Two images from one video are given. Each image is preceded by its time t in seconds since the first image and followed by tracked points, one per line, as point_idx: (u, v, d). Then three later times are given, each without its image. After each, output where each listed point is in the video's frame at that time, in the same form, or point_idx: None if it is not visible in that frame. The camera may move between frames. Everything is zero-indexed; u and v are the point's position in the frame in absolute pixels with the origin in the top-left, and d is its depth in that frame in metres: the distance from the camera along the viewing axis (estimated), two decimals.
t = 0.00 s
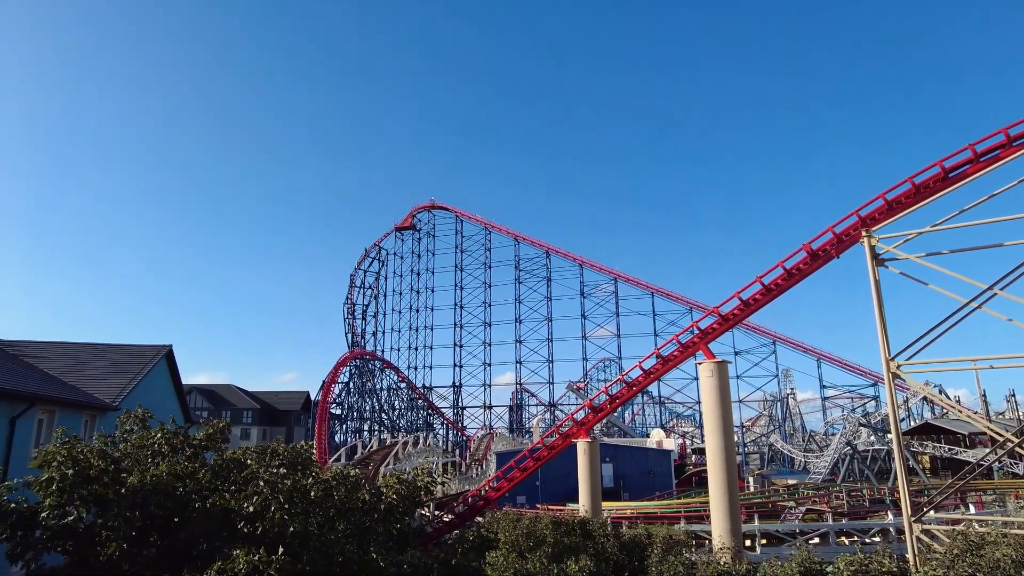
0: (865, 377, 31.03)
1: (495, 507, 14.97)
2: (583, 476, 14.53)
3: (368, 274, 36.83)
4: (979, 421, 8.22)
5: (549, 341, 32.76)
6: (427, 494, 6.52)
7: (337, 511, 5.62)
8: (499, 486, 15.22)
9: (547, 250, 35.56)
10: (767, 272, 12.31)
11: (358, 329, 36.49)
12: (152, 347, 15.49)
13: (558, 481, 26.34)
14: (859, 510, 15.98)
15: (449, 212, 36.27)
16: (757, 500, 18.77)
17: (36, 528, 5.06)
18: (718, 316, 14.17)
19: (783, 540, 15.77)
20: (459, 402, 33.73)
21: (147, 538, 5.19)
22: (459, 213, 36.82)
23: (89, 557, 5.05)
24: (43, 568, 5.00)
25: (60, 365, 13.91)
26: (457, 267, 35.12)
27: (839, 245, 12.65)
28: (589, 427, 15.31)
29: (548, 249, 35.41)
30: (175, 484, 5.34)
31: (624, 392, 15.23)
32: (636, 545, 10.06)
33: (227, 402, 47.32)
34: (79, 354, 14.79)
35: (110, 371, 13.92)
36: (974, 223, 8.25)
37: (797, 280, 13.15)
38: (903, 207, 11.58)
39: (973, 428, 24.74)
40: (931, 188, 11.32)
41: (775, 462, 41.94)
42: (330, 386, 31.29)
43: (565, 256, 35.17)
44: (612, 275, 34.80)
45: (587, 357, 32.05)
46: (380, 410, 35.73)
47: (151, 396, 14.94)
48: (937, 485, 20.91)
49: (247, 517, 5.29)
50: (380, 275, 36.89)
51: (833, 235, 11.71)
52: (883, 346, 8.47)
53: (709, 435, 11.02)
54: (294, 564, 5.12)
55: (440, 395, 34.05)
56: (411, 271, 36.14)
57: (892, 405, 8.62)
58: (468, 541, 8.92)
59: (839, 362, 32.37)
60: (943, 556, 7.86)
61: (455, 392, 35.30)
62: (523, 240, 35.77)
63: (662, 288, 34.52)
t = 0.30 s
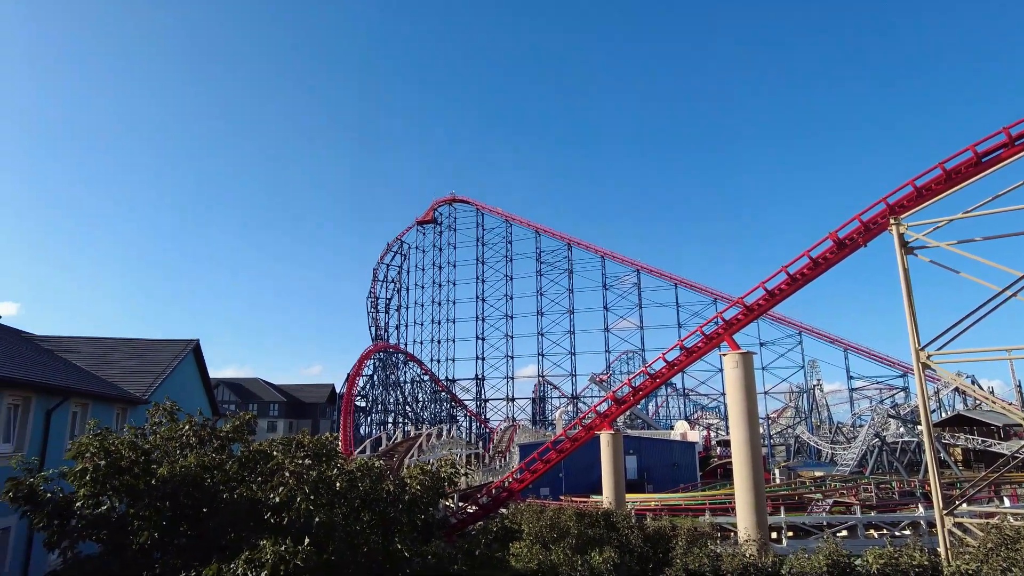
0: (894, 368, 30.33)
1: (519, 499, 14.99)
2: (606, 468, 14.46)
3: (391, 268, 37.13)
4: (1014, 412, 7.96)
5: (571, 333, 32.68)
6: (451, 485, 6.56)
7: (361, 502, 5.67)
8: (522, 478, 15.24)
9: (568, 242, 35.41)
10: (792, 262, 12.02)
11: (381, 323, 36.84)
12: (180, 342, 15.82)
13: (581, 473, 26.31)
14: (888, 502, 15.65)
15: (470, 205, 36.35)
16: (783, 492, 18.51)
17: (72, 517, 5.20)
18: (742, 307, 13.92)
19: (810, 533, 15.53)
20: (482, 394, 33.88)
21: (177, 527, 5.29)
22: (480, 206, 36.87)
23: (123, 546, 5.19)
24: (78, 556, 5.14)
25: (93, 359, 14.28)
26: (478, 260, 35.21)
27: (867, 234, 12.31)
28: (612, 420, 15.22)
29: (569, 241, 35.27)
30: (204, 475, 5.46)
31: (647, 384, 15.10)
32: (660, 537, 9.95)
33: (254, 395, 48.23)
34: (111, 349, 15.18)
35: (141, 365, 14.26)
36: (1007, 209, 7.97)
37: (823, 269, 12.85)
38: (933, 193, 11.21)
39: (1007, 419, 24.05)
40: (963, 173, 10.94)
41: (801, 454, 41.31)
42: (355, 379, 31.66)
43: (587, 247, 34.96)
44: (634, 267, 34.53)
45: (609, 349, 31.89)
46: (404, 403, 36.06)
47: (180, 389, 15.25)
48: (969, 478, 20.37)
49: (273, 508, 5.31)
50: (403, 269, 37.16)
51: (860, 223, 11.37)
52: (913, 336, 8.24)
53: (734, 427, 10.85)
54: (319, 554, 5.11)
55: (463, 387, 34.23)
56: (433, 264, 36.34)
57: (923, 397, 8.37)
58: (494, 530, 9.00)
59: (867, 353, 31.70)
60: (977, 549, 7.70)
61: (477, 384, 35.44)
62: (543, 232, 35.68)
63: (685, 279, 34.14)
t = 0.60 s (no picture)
0: (929, 353, 29.48)
1: (546, 486, 15.01)
2: (633, 454, 14.37)
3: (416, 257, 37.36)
4: None
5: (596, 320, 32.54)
6: (478, 471, 6.62)
7: (391, 486, 5.75)
8: (549, 465, 15.25)
9: (593, 229, 35.13)
10: (822, 246, 11.69)
11: (407, 311, 37.18)
12: (211, 331, 16.19)
13: (607, 460, 26.29)
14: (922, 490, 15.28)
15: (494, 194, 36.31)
16: (813, 479, 18.22)
17: (112, 501, 5.35)
18: (771, 292, 13.64)
19: (841, 520, 15.27)
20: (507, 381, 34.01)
21: (212, 513, 5.37)
22: (504, 194, 36.80)
23: (160, 529, 5.32)
24: (118, 538, 5.31)
25: (129, 349, 14.70)
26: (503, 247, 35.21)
27: (901, 216, 11.89)
28: (639, 407, 15.11)
29: (593, 227, 35.00)
30: (237, 460, 5.51)
31: (674, 371, 14.94)
32: (689, 524, 9.84)
33: (285, 383, 49.23)
34: (147, 338, 15.60)
35: (175, 354, 14.63)
36: None
37: (855, 253, 12.48)
38: (971, 174, 10.75)
39: None
40: (1003, 152, 10.47)
41: (831, 442, 40.59)
42: (382, 366, 32.06)
43: (612, 234, 34.64)
44: (660, 253, 34.14)
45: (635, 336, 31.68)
46: (431, 390, 36.41)
47: (212, 377, 15.61)
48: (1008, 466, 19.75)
49: (305, 493, 5.41)
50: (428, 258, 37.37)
51: (893, 205, 10.96)
52: (949, 321, 7.94)
53: (764, 414, 10.65)
54: (351, 537, 5.13)
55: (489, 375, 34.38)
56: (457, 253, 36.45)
57: (959, 383, 8.09)
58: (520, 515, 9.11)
59: (900, 338, 30.88)
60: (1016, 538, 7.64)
61: (503, 372, 35.58)
62: (568, 219, 35.46)
63: (713, 265, 33.63)
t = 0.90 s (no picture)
0: (967, 333, 28.55)
1: (573, 464, 15.07)
2: (661, 434, 14.28)
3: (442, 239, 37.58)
4: None
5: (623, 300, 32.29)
6: (508, 448, 6.66)
7: (422, 463, 5.86)
8: (577, 444, 15.28)
9: (620, 207, 34.69)
10: (855, 223, 11.32)
11: (434, 292, 37.45)
12: (243, 313, 16.55)
13: (635, 439, 26.29)
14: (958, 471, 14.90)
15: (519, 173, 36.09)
16: (844, 459, 17.92)
17: (153, 476, 5.53)
18: (803, 270, 13.30)
19: (873, 501, 15.01)
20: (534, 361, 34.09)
21: (247, 489, 5.50)
22: (530, 173, 36.58)
23: (200, 504, 5.43)
24: (160, 512, 5.48)
25: (166, 330, 15.12)
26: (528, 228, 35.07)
27: (939, 191, 11.42)
28: (667, 386, 14.99)
29: (620, 206, 34.57)
30: (273, 437, 5.64)
31: (703, 350, 14.75)
32: (717, 502, 9.79)
33: (316, 363, 50.23)
34: (182, 321, 16.02)
35: (209, 335, 15.01)
36: None
37: (889, 230, 12.05)
38: (1016, 145, 10.22)
39: None
40: None
41: (862, 422, 39.82)
42: (410, 347, 32.43)
43: (639, 213, 34.18)
44: (688, 231, 33.59)
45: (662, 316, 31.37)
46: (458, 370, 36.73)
47: (245, 357, 15.98)
48: None
49: (338, 469, 5.53)
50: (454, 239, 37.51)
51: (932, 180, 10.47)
52: (988, 298, 7.62)
53: (793, 393, 10.47)
54: (383, 513, 5.14)
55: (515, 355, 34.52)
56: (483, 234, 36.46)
57: (999, 362, 7.78)
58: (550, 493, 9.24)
59: (936, 317, 29.94)
60: None
61: (529, 352, 35.69)
62: (594, 198, 35.08)
63: (742, 243, 32.99)
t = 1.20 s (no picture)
0: (1003, 305, 27.64)
1: (598, 436, 15.13)
2: (686, 406, 14.20)
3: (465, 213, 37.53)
4: None
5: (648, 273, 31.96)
6: (532, 419, 6.74)
7: (449, 433, 6.02)
8: (601, 416, 15.33)
9: (646, 179, 34.09)
10: (888, 192, 10.91)
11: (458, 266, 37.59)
12: (272, 288, 16.83)
13: (660, 411, 26.29)
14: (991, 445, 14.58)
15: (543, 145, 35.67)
16: (872, 432, 17.67)
17: (189, 445, 5.69)
18: (833, 241, 12.93)
19: (902, 474, 14.81)
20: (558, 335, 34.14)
21: (279, 458, 5.65)
22: (553, 145, 36.14)
23: (234, 471, 5.57)
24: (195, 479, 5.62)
25: (198, 306, 15.48)
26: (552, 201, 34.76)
27: (978, 158, 10.92)
28: (693, 359, 14.87)
29: (645, 178, 33.99)
30: (302, 408, 5.72)
31: (729, 323, 14.55)
32: (743, 474, 9.73)
33: (343, 337, 51.10)
34: (213, 296, 16.37)
35: (239, 310, 15.33)
36: None
37: (924, 199, 11.60)
38: None
39: None
40: None
41: (892, 395, 39.11)
42: (435, 321, 32.72)
43: (664, 185, 33.58)
44: (714, 202, 32.93)
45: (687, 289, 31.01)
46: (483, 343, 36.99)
47: (274, 332, 16.30)
48: None
49: (366, 439, 5.59)
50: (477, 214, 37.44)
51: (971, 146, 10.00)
52: None
53: (821, 366, 10.27)
54: (412, 481, 5.25)
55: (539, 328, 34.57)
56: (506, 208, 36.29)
57: None
58: (574, 463, 9.27)
59: (972, 289, 29.02)
60: None
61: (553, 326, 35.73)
62: (618, 170, 34.53)
63: (771, 215, 32.22)
